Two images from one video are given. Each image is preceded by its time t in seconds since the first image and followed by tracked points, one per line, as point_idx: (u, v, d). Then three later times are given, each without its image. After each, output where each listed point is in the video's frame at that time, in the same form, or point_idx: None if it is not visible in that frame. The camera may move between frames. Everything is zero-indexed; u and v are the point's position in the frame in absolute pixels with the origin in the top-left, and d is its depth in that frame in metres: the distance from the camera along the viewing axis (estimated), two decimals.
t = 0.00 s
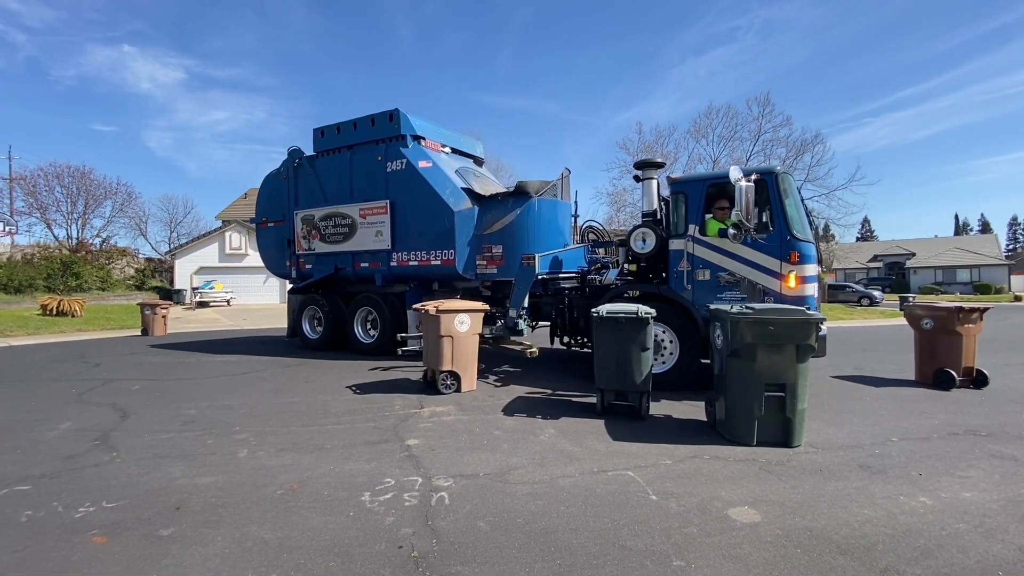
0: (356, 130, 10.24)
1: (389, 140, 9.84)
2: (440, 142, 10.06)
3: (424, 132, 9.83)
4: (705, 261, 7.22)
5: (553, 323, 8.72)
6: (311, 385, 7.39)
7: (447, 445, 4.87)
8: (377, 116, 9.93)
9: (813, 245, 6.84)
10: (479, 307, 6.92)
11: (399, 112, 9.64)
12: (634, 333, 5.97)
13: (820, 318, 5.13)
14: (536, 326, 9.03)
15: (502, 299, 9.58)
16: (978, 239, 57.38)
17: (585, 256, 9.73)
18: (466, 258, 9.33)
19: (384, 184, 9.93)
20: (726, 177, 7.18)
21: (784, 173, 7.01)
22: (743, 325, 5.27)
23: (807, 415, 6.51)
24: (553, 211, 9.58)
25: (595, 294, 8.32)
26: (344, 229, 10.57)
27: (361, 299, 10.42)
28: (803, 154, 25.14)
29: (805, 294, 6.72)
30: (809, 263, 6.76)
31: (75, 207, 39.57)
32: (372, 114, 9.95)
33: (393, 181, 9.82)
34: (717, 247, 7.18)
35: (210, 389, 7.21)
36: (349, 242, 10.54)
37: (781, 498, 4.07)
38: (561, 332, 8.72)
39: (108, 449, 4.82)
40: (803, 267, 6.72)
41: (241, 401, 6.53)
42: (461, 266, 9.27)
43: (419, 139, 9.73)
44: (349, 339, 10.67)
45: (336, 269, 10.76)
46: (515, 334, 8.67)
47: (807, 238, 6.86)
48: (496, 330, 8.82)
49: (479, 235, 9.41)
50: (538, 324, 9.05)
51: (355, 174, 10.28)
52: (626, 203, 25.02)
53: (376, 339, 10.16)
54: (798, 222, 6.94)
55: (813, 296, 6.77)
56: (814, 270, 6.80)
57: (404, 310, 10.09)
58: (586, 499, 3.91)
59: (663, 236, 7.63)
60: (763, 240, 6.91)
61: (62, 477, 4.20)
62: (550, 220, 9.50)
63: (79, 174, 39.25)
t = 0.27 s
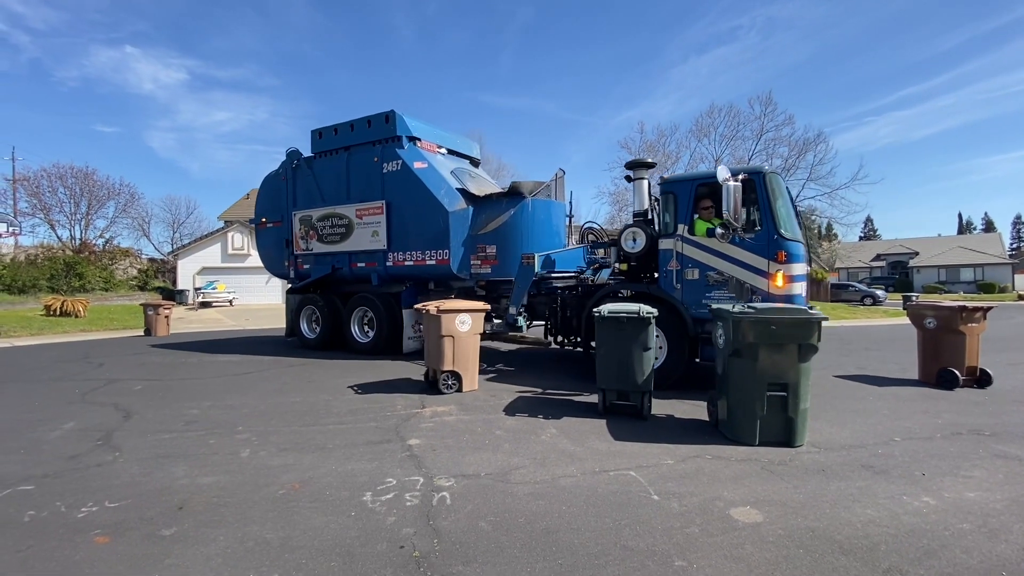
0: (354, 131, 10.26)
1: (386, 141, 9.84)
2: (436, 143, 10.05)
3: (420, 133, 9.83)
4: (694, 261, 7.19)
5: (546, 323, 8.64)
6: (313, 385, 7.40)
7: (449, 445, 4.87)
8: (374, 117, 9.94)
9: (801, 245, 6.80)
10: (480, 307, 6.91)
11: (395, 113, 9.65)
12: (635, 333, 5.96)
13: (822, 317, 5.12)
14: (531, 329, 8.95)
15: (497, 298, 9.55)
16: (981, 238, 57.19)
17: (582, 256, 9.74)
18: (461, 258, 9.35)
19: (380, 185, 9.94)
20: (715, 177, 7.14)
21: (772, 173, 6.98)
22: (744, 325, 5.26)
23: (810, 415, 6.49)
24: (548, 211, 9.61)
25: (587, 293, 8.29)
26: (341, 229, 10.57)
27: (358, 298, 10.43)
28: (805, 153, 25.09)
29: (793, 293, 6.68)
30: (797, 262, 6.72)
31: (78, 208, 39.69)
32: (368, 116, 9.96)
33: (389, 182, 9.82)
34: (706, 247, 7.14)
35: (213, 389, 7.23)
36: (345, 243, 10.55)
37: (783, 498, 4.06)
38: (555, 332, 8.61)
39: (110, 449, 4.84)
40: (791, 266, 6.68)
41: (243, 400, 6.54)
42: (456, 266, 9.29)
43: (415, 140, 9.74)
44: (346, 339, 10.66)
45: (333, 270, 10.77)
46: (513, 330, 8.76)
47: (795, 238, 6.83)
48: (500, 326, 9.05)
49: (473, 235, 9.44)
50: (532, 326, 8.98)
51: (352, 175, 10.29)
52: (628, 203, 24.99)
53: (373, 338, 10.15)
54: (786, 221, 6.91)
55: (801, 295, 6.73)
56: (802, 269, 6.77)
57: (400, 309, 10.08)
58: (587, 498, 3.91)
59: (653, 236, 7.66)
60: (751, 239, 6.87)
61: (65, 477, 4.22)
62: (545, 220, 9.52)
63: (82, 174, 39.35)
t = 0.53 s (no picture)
0: (350, 133, 10.27)
1: (381, 143, 9.85)
2: (431, 145, 10.06)
3: (415, 135, 9.84)
4: (681, 260, 7.19)
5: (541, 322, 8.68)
6: (315, 386, 7.40)
7: (451, 445, 4.88)
8: (370, 119, 9.95)
9: (787, 245, 6.77)
10: (481, 307, 6.90)
11: (391, 115, 9.66)
12: (637, 333, 5.96)
13: (825, 317, 5.11)
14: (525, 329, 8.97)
15: (492, 299, 9.56)
16: (985, 237, 56.98)
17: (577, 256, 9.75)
18: (455, 258, 9.36)
19: (375, 186, 9.94)
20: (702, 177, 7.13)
21: (758, 173, 6.97)
22: (746, 325, 5.25)
23: (812, 416, 6.48)
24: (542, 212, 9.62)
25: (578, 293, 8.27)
26: (338, 230, 10.58)
27: (354, 298, 10.44)
28: (807, 152, 25.05)
29: (778, 293, 6.64)
30: (782, 262, 6.69)
31: (81, 209, 39.81)
32: (364, 118, 9.98)
33: (384, 183, 9.83)
34: (693, 246, 7.13)
35: (215, 389, 7.25)
36: (342, 243, 10.56)
37: (786, 499, 4.05)
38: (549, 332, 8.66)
39: (113, 449, 4.85)
40: (776, 266, 6.65)
41: (246, 401, 6.55)
42: (449, 266, 9.30)
43: (411, 142, 9.74)
44: (343, 338, 10.68)
45: (330, 270, 10.78)
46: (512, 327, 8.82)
47: (781, 238, 6.80)
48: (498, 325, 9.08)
49: (467, 235, 9.45)
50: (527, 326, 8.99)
51: (349, 177, 10.30)
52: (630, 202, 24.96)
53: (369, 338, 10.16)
54: (772, 221, 6.89)
55: (786, 295, 6.69)
56: (787, 270, 6.73)
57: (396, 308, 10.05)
58: (590, 499, 3.91)
59: (642, 236, 7.66)
60: (737, 239, 6.86)
61: (68, 477, 4.23)
62: (538, 221, 9.53)
63: (85, 175, 39.47)
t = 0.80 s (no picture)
0: (346, 135, 10.28)
1: (376, 145, 9.86)
2: (425, 147, 10.07)
3: (410, 137, 9.84)
4: (669, 260, 7.20)
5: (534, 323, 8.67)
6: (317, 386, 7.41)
7: (453, 445, 4.88)
8: (365, 121, 9.96)
9: (772, 244, 6.77)
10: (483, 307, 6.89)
11: (385, 117, 9.68)
12: (640, 333, 5.96)
13: (828, 317, 5.10)
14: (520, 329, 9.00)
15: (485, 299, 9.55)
16: (990, 236, 56.73)
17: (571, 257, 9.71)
18: (449, 259, 9.38)
19: (371, 188, 9.96)
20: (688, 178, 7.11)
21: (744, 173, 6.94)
22: (749, 325, 5.24)
23: (816, 416, 6.46)
24: (535, 212, 9.55)
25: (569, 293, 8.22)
26: (334, 231, 10.60)
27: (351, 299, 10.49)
28: (811, 151, 25.00)
29: (763, 293, 6.64)
30: (768, 261, 6.69)
31: (85, 210, 39.97)
32: (359, 120, 9.99)
33: (379, 185, 9.84)
34: (680, 247, 7.13)
35: (219, 389, 7.27)
36: (338, 244, 10.57)
37: (789, 499, 4.04)
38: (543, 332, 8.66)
39: (117, 449, 4.87)
40: (761, 265, 6.65)
41: (249, 401, 6.57)
42: (443, 267, 9.32)
43: (405, 144, 9.74)
44: (340, 338, 10.71)
45: (327, 271, 10.79)
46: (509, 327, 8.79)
47: (766, 237, 6.80)
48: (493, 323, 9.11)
49: (461, 236, 9.46)
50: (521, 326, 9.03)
51: (345, 179, 10.32)
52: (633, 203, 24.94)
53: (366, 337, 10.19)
54: (757, 221, 6.88)
55: (772, 295, 6.70)
56: (773, 269, 6.73)
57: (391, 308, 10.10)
58: (592, 499, 3.90)
59: (631, 237, 7.62)
60: (723, 239, 6.85)
61: (72, 477, 4.25)
62: (531, 221, 9.48)
63: (90, 177, 39.63)
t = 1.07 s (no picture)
0: (343, 137, 10.31)
1: (372, 147, 9.88)
2: (421, 149, 10.09)
3: (406, 139, 9.87)
4: (655, 260, 7.19)
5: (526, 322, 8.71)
6: (321, 386, 7.44)
7: (456, 445, 4.89)
8: (362, 124, 9.98)
9: (756, 245, 6.75)
10: (486, 307, 6.90)
11: (381, 120, 9.69)
12: (643, 333, 5.95)
13: (833, 318, 5.08)
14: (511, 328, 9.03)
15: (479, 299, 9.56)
16: (997, 235, 56.38)
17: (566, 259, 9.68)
18: (442, 259, 9.38)
19: (367, 190, 9.98)
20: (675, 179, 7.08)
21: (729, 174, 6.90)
22: (753, 325, 5.23)
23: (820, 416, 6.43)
24: (530, 214, 9.54)
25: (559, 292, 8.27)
26: (331, 233, 10.62)
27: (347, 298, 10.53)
28: (816, 150, 24.91)
29: (748, 293, 6.62)
30: (752, 261, 6.67)
31: (92, 211, 40.21)
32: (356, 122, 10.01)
33: (375, 187, 9.86)
34: (667, 247, 7.12)
35: (223, 389, 7.30)
36: (335, 245, 10.60)
37: (792, 500, 4.03)
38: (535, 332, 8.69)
39: (122, 449, 4.90)
40: (746, 265, 6.62)
41: (252, 401, 6.59)
42: (436, 267, 9.34)
43: (401, 146, 9.76)
44: (337, 337, 10.77)
45: (324, 271, 10.82)
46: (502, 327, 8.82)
47: (750, 237, 6.77)
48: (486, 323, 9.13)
49: (454, 237, 9.48)
50: (515, 326, 9.06)
51: (341, 181, 10.35)
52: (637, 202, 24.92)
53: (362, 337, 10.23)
54: (742, 222, 6.86)
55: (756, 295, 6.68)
56: (758, 269, 6.71)
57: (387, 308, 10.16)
58: (596, 500, 3.91)
59: (619, 236, 7.63)
60: (708, 239, 6.82)
61: (78, 476, 4.27)
62: (525, 223, 9.49)
63: (96, 178, 39.84)
